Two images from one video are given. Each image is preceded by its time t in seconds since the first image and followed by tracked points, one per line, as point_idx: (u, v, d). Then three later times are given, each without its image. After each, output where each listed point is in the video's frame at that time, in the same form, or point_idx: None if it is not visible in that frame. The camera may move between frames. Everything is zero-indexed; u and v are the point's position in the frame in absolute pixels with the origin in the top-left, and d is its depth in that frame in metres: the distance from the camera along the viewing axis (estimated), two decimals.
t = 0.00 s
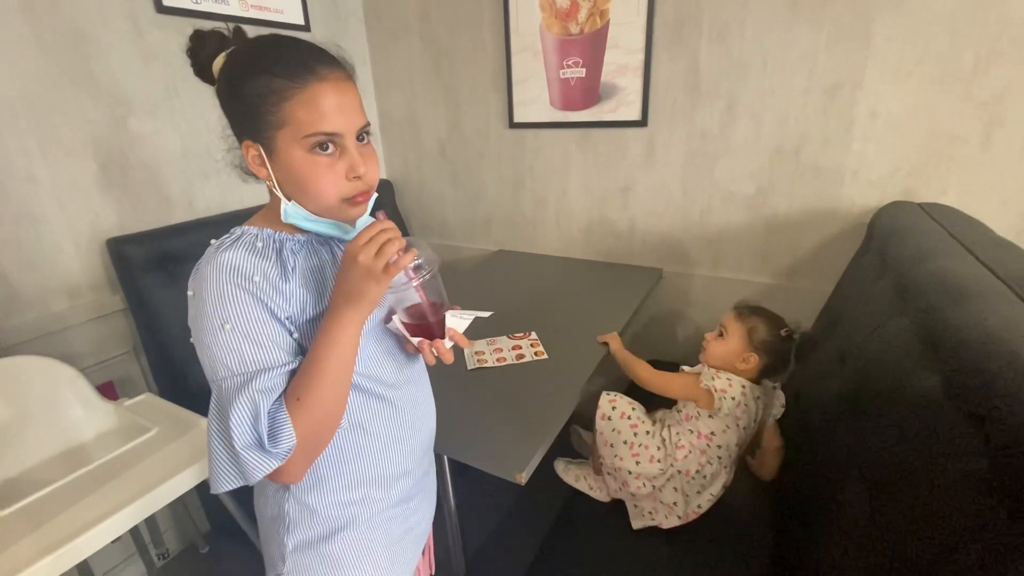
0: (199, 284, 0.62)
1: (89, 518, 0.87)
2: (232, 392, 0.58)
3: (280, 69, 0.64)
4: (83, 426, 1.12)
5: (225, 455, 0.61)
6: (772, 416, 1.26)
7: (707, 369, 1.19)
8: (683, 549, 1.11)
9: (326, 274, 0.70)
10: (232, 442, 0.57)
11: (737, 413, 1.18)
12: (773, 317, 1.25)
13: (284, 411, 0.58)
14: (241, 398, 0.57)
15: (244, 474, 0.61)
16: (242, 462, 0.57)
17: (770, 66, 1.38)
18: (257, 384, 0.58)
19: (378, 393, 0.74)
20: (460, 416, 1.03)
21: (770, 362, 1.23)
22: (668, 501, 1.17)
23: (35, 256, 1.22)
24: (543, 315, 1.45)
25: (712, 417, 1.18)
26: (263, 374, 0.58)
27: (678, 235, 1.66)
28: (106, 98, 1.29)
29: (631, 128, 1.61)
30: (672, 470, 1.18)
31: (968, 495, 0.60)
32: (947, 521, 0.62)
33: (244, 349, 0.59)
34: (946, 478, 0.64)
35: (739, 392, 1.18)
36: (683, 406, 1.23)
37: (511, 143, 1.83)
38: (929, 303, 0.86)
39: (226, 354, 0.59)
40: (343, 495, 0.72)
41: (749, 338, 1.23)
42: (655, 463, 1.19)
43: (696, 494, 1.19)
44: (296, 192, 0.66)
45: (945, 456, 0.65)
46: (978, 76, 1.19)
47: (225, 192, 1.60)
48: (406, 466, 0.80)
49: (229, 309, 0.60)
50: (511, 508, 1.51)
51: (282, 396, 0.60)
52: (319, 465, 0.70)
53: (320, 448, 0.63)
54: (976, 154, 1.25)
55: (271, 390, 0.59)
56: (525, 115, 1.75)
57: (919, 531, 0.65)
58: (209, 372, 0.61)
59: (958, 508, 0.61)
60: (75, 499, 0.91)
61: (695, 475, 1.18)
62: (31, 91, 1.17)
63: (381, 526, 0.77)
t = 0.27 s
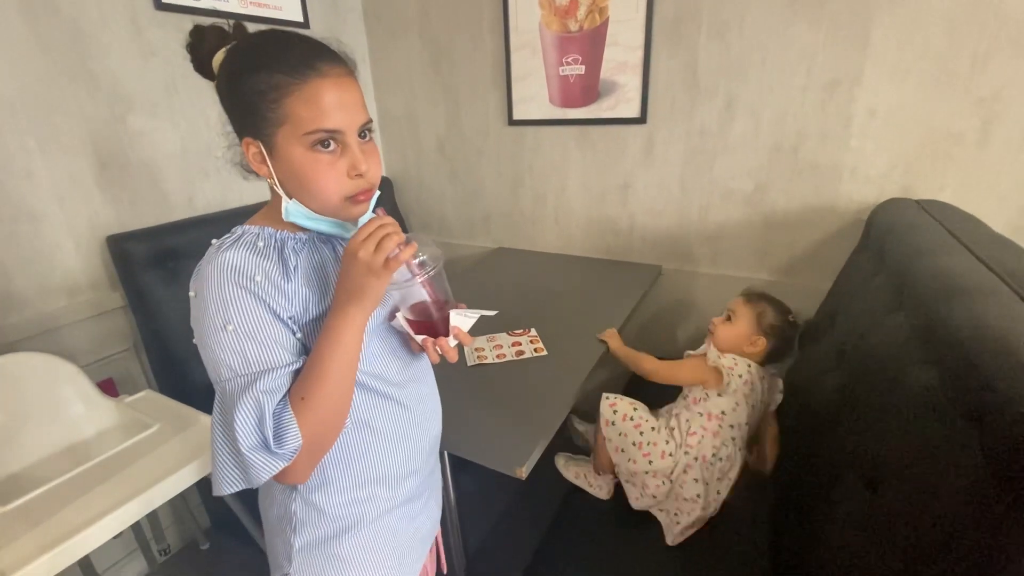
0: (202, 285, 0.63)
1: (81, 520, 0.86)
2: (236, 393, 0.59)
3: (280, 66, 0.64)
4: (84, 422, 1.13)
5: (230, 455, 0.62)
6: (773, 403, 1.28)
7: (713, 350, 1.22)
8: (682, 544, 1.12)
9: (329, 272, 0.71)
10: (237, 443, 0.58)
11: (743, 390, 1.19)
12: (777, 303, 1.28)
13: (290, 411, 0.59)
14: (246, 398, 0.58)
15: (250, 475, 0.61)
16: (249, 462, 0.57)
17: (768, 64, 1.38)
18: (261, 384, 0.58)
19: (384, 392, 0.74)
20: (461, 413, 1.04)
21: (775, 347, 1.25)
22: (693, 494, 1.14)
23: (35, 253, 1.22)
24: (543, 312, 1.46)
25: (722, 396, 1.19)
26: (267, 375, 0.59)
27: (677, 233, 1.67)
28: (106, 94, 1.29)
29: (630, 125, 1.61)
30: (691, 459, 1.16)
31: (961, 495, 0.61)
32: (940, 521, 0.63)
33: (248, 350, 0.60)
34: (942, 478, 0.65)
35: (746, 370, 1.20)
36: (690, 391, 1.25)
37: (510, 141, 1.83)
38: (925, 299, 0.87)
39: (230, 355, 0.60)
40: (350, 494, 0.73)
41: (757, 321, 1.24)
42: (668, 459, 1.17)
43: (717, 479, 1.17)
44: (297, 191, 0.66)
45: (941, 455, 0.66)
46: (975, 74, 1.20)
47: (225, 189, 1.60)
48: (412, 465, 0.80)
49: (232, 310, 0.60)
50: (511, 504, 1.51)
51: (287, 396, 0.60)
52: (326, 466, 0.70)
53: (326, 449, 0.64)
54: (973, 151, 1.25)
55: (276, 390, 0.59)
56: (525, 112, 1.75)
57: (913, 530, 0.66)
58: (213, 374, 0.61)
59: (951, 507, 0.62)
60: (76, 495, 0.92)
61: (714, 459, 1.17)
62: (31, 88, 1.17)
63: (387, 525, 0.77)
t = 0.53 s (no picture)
0: (200, 285, 0.63)
1: (76, 519, 0.86)
2: (239, 393, 0.59)
3: (274, 63, 0.64)
4: (84, 419, 1.13)
5: (234, 455, 0.62)
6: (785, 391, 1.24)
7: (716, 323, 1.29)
8: (681, 539, 1.13)
9: (327, 270, 0.71)
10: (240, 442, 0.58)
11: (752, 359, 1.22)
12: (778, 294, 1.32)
13: (293, 409, 0.59)
14: (249, 397, 0.58)
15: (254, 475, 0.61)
16: (253, 461, 0.58)
17: (767, 61, 1.38)
18: (264, 383, 0.59)
19: (386, 389, 0.74)
20: (462, 408, 1.05)
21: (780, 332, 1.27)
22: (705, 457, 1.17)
23: (34, 249, 1.22)
24: (542, 308, 1.46)
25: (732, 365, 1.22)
26: (269, 373, 0.59)
27: (675, 230, 1.67)
28: (104, 91, 1.29)
29: (629, 122, 1.61)
30: (703, 426, 1.19)
31: (958, 493, 0.62)
32: (937, 518, 0.64)
33: (249, 349, 0.60)
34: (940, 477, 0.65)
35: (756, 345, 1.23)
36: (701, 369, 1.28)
37: (509, 138, 1.83)
38: (922, 296, 0.87)
39: (231, 354, 0.60)
40: (354, 493, 0.73)
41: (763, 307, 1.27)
42: (680, 427, 1.20)
43: (736, 446, 1.17)
44: (294, 188, 0.66)
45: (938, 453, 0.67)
46: (973, 71, 1.20)
47: (224, 186, 1.60)
48: (415, 463, 0.80)
49: (233, 310, 0.60)
50: (510, 500, 1.52)
51: (290, 395, 0.60)
52: (330, 465, 0.70)
53: (330, 447, 0.64)
54: (970, 149, 1.26)
55: (278, 389, 0.59)
56: (524, 109, 1.75)
57: (912, 528, 0.67)
58: (215, 374, 0.62)
59: (949, 506, 0.63)
60: (76, 492, 0.92)
61: (729, 424, 1.17)
62: (29, 84, 1.16)
63: (391, 522, 0.78)
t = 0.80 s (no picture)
0: (193, 286, 0.62)
1: (74, 517, 0.86)
2: (232, 393, 0.59)
3: (274, 62, 0.64)
4: (82, 417, 1.13)
5: (228, 455, 0.62)
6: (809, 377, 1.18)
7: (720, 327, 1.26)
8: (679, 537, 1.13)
9: (321, 269, 0.70)
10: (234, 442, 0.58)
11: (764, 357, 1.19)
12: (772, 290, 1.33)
13: (286, 408, 0.59)
14: (242, 397, 0.58)
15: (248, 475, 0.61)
16: (247, 461, 0.58)
17: (766, 59, 1.38)
18: (257, 383, 0.58)
19: (380, 389, 0.74)
20: (461, 406, 1.05)
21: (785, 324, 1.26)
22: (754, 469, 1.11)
23: (32, 247, 1.21)
24: (541, 307, 1.46)
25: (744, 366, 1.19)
26: (262, 373, 0.59)
27: (674, 228, 1.67)
28: (102, 88, 1.29)
29: (628, 120, 1.61)
30: (737, 438, 1.14)
31: (954, 492, 0.62)
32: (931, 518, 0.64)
33: (242, 349, 0.60)
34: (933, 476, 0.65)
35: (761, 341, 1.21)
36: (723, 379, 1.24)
37: (508, 136, 1.83)
38: (920, 294, 0.87)
39: (223, 354, 0.60)
40: (350, 492, 0.73)
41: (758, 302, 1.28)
42: (721, 444, 1.15)
43: (776, 447, 1.10)
44: (291, 189, 0.66)
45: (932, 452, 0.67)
46: (971, 70, 1.20)
47: (222, 184, 1.59)
48: (410, 462, 0.80)
49: (226, 310, 0.60)
50: (509, 498, 1.52)
51: (283, 394, 0.60)
52: (324, 464, 0.70)
53: (324, 446, 0.64)
54: (968, 147, 1.26)
55: (271, 388, 0.59)
56: (523, 107, 1.75)
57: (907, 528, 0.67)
58: (208, 374, 0.62)
59: (943, 504, 0.63)
60: (74, 490, 0.92)
61: (763, 426, 1.12)
62: (26, 81, 1.16)
63: (387, 521, 0.78)
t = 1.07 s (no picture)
0: (185, 287, 0.62)
1: (72, 518, 0.86)
2: (224, 395, 0.59)
3: (273, 64, 0.63)
4: (80, 416, 1.12)
5: (221, 457, 0.62)
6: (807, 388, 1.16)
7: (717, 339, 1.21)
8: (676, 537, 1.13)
9: (315, 271, 0.70)
10: (227, 444, 0.58)
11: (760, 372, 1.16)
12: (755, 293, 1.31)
13: (280, 410, 0.59)
14: (234, 399, 0.58)
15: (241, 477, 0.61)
16: (240, 462, 0.58)
17: (765, 59, 1.38)
18: (249, 385, 0.58)
19: (374, 391, 0.74)
20: (460, 406, 1.05)
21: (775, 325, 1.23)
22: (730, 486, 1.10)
23: (30, 246, 1.21)
24: (539, 306, 1.46)
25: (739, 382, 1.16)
26: (255, 375, 0.59)
27: (673, 228, 1.67)
28: (100, 87, 1.28)
29: (627, 119, 1.61)
30: (721, 451, 1.13)
31: (951, 493, 0.62)
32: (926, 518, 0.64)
33: (234, 350, 0.60)
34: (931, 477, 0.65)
35: (757, 352, 1.19)
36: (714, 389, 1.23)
37: (508, 135, 1.83)
38: (918, 295, 0.88)
39: (216, 356, 0.60)
40: (343, 495, 0.73)
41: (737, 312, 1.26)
42: (703, 452, 1.15)
43: (761, 470, 1.10)
44: (288, 191, 0.66)
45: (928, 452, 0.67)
46: (970, 70, 1.21)
47: (221, 183, 1.59)
48: (405, 465, 0.80)
49: (218, 311, 0.60)
50: (507, 497, 1.52)
51: (277, 396, 0.60)
52: (318, 466, 0.70)
53: (317, 448, 0.64)
54: (967, 146, 1.26)
55: (264, 390, 0.59)
56: (522, 106, 1.75)
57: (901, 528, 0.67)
58: (201, 376, 0.61)
59: (939, 505, 0.63)
60: (72, 490, 0.91)
61: (748, 448, 1.11)
62: (24, 80, 1.16)
63: (381, 524, 0.78)
